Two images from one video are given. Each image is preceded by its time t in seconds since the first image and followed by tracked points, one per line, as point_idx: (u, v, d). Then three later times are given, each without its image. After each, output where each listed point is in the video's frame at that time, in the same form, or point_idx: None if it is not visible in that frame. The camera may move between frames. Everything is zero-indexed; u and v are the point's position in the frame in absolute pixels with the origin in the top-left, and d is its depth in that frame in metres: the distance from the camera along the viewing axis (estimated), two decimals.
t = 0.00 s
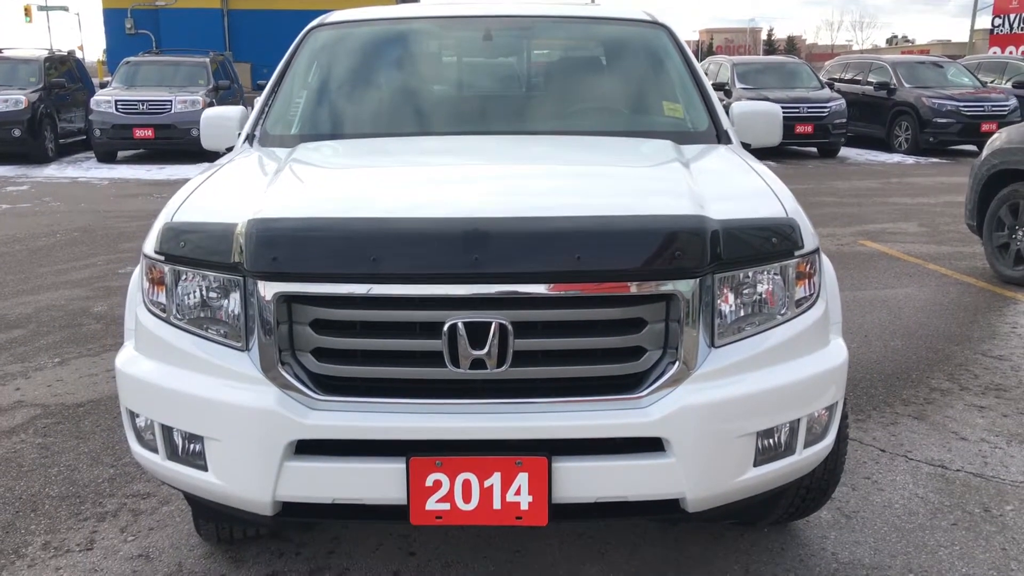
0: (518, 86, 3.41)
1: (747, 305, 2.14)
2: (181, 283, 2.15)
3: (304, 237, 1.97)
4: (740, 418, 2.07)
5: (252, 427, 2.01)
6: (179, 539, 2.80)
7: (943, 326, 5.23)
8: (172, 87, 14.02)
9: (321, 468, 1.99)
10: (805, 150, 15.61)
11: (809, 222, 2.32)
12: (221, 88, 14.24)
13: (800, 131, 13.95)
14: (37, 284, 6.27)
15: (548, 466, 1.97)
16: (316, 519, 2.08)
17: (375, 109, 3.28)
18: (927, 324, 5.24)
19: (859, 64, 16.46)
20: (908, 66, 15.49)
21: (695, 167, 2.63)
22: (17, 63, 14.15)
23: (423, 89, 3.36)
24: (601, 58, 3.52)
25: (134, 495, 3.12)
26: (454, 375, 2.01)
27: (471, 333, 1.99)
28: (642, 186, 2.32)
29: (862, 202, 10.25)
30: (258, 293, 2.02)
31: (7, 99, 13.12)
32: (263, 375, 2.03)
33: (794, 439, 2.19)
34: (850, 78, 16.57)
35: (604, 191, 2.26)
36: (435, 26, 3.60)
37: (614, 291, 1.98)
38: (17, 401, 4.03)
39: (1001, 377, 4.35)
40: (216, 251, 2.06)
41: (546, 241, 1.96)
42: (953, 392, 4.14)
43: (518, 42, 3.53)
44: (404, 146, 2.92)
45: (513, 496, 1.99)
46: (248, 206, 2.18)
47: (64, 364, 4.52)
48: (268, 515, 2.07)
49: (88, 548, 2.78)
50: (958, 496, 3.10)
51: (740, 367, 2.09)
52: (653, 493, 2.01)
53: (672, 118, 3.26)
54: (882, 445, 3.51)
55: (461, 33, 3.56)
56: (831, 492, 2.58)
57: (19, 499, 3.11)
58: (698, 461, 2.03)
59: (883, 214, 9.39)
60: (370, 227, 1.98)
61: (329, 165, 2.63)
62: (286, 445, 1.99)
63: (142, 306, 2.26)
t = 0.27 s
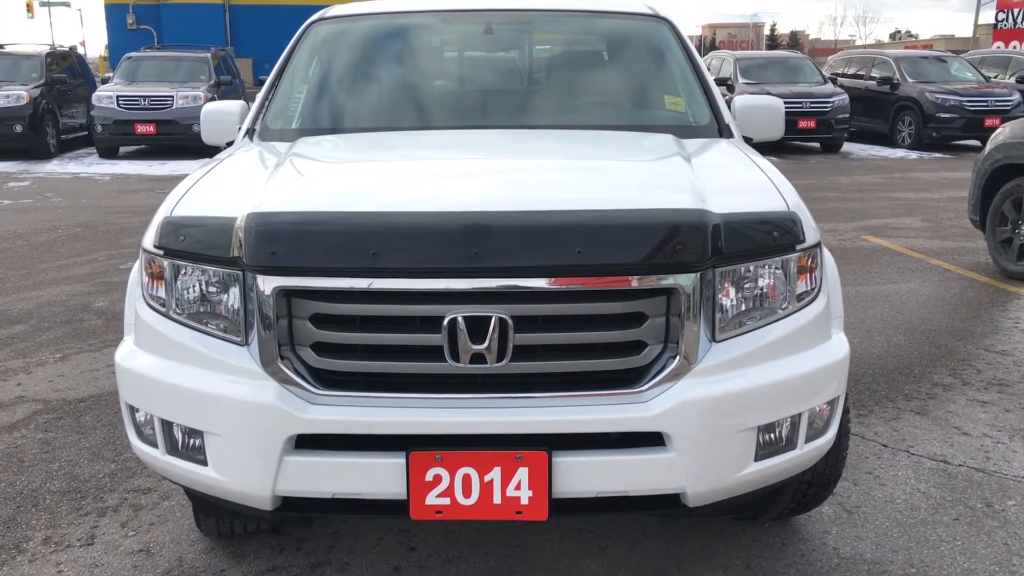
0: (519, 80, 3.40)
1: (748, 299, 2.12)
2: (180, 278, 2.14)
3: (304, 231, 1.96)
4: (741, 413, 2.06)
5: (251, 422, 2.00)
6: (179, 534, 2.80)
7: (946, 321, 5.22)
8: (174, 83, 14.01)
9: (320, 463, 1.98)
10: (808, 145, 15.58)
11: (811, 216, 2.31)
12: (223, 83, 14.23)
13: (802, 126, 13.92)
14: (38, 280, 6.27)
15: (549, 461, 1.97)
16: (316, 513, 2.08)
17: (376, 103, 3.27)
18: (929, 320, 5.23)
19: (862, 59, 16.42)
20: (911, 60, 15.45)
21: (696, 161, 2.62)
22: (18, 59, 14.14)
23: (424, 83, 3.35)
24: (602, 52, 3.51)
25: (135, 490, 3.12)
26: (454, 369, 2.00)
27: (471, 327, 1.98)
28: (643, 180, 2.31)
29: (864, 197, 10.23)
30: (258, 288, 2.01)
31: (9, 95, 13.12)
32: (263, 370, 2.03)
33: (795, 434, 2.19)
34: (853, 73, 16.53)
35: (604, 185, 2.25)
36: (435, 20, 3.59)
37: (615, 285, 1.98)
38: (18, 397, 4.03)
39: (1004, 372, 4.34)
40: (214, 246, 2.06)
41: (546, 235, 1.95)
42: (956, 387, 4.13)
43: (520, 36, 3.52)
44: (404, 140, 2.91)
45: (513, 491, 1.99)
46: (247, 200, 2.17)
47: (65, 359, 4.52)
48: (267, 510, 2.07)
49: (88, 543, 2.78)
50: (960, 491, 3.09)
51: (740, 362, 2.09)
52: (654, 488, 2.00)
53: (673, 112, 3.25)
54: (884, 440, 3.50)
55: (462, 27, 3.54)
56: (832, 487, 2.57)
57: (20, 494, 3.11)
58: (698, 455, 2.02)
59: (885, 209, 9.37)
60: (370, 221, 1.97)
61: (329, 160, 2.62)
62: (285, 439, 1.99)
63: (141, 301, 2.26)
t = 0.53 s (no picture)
0: (522, 81, 3.40)
1: (752, 301, 2.12)
2: (184, 279, 2.15)
3: (307, 232, 1.97)
4: (745, 415, 2.06)
5: (255, 422, 2.01)
6: (183, 534, 2.80)
7: (950, 322, 5.21)
8: (178, 83, 14.03)
9: (324, 463, 1.99)
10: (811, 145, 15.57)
11: (815, 218, 2.31)
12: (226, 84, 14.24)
13: (806, 127, 13.91)
14: (43, 280, 6.29)
15: (552, 462, 1.97)
16: (320, 514, 2.08)
17: (379, 104, 3.27)
18: (933, 321, 5.22)
19: (866, 59, 16.40)
20: (915, 61, 15.42)
21: (700, 162, 2.62)
22: (22, 59, 14.17)
23: (427, 84, 3.35)
24: (606, 53, 3.51)
25: (139, 490, 3.12)
26: (457, 370, 2.00)
27: (474, 328, 1.98)
28: (647, 181, 2.31)
29: (868, 198, 10.22)
30: (261, 289, 2.02)
31: (13, 95, 13.15)
32: (266, 371, 2.03)
33: (799, 435, 2.19)
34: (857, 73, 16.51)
35: (607, 186, 2.25)
36: (438, 20, 3.59)
37: (618, 286, 1.98)
38: (22, 397, 4.04)
39: (1008, 374, 4.33)
40: (218, 247, 2.06)
41: (549, 236, 1.95)
42: (960, 388, 4.13)
43: (524, 37, 3.52)
44: (407, 141, 2.92)
45: (516, 492, 1.99)
46: (250, 201, 2.17)
47: (69, 359, 4.53)
48: (271, 510, 2.07)
49: (92, 543, 2.78)
50: (964, 493, 3.08)
51: (744, 363, 2.08)
52: (657, 490, 2.00)
53: (677, 113, 3.25)
54: (888, 442, 3.50)
55: (465, 28, 3.54)
56: (836, 489, 2.57)
57: (24, 494, 3.12)
58: (702, 457, 2.02)
59: (889, 210, 9.35)
60: (373, 222, 1.97)
61: (332, 161, 2.62)
62: (289, 440, 1.99)
63: (145, 302, 2.26)
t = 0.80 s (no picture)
0: (529, 82, 3.39)
1: (760, 302, 2.11)
2: (191, 279, 2.15)
3: (314, 232, 1.96)
4: (753, 417, 2.05)
5: (261, 423, 2.00)
6: (189, 535, 2.80)
7: (960, 324, 5.18)
8: (186, 85, 14.06)
9: (330, 465, 1.98)
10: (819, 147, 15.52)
11: (824, 219, 2.29)
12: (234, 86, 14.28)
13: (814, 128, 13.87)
14: (51, 281, 6.31)
15: (559, 464, 1.96)
16: (326, 515, 2.07)
17: (387, 105, 3.27)
18: (942, 323, 5.20)
19: (875, 61, 16.34)
20: (924, 62, 15.37)
21: (708, 163, 2.60)
22: (32, 61, 14.23)
23: (434, 85, 3.34)
24: (613, 53, 3.50)
25: (145, 491, 3.12)
26: (464, 372, 1.99)
27: (480, 329, 1.98)
28: (654, 181, 2.30)
29: (877, 199, 10.18)
30: (268, 290, 2.01)
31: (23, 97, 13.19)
32: (272, 372, 2.03)
33: (807, 438, 2.17)
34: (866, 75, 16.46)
35: (615, 186, 2.24)
36: (445, 21, 3.58)
37: (626, 287, 1.97)
38: (30, 397, 4.05)
39: (1019, 376, 4.30)
40: (225, 247, 2.06)
41: (556, 237, 1.94)
42: (969, 391, 4.10)
43: (531, 38, 3.51)
44: (414, 142, 2.91)
45: (523, 494, 1.98)
46: (256, 202, 2.17)
47: (77, 360, 4.54)
48: (277, 511, 2.07)
49: (99, 543, 2.78)
50: (974, 497, 3.06)
51: (752, 365, 2.07)
52: (665, 492, 1.99)
53: (685, 114, 3.24)
54: (897, 445, 3.48)
55: (473, 29, 3.54)
56: (845, 492, 2.55)
57: (31, 495, 3.12)
58: (710, 459, 2.01)
59: (898, 212, 9.31)
60: (379, 223, 1.97)
61: (339, 162, 2.62)
62: (295, 441, 1.99)
63: (152, 302, 2.26)
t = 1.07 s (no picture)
0: (535, 78, 3.38)
1: (767, 299, 2.09)
2: (195, 275, 2.14)
3: (318, 228, 1.95)
4: (760, 415, 2.04)
5: (266, 420, 2.00)
6: (194, 532, 2.80)
7: (968, 323, 5.15)
8: (192, 82, 14.08)
9: (334, 462, 1.97)
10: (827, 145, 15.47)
11: (832, 215, 2.28)
12: (241, 84, 14.29)
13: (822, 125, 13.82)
14: (57, 277, 6.31)
15: (564, 462, 1.95)
16: (330, 512, 2.07)
17: (392, 102, 3.26)
18: (950, 321, 5.17)
19: (883, 58, 16.28)
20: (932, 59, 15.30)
21: (715, 159, 2.59)
22: (38, 59, 14.25)
23: (439, 82, 3.33)
24: (620, 50, 3.48)
25: (151, 487, 3.12)
26: (469, 369, 1.98)
27: (485, 326, 1.97)
28: (661, 178, 2.28)
29: (884, 197, 10.14)
30: (272, 286, 2.01)
31: (30, 94, 13.22)
32: (277, 368, 2.02)
33: (815, 436, 2.16)
34: (873, 72, 16.39)
35: (621, 183, 2.22)
36: (450, 18, 3.57)
37: (632, 284, 1.95)
38: (36, 394, 4.05)
39: None
40: (229, 243, 2.05)
41: (562, 233, 1.93)
42: (977, 389, 4.08)
43: (537, 34, 3.49)
44: (420, 139, 2.90)
45: (528, 491, 1.97)
46: (261, 198, 2.16)
47: (83, 357, 4.55)
48: (281, 508, 2.06)
49: (104, 540, 2.78)
50: (982, 496, 3.04)
51: (759, 362, 2.06)
52: (670, 490, 1.98)
53: (691, 110, 3.22)
54: (904, 443, 3.46)
55: (479, 26, 3.52)
56: (852, 490, 2.54)
57: (36, 491, 3.12)
58: (716, 457, 2.00)
59: (905, 210, 9.27)
60: (384, 219, 1.96)
61: (344, 158, 2.61)
62: (299, 438, 1.98)
63: (157, 299, 2.25)
